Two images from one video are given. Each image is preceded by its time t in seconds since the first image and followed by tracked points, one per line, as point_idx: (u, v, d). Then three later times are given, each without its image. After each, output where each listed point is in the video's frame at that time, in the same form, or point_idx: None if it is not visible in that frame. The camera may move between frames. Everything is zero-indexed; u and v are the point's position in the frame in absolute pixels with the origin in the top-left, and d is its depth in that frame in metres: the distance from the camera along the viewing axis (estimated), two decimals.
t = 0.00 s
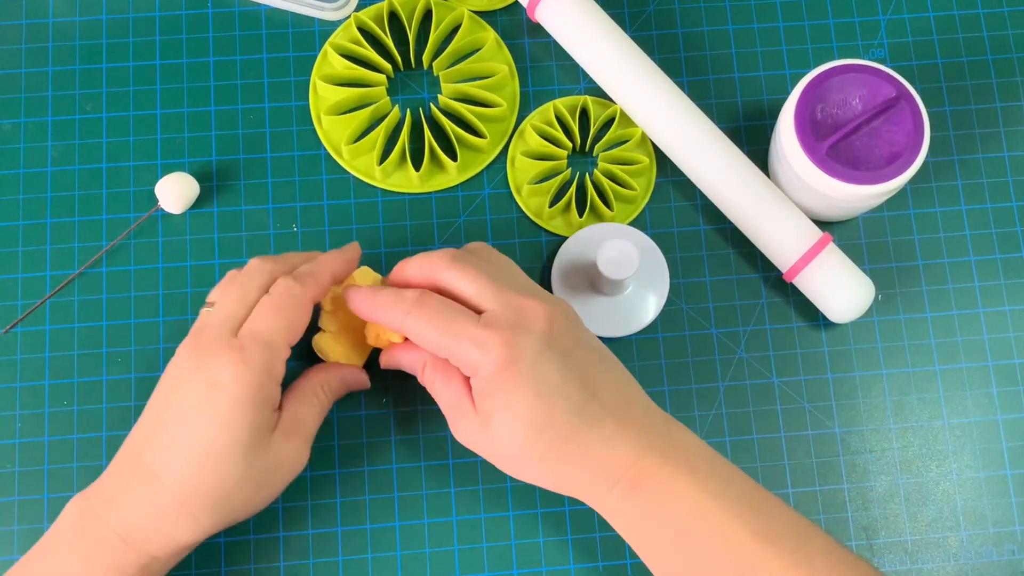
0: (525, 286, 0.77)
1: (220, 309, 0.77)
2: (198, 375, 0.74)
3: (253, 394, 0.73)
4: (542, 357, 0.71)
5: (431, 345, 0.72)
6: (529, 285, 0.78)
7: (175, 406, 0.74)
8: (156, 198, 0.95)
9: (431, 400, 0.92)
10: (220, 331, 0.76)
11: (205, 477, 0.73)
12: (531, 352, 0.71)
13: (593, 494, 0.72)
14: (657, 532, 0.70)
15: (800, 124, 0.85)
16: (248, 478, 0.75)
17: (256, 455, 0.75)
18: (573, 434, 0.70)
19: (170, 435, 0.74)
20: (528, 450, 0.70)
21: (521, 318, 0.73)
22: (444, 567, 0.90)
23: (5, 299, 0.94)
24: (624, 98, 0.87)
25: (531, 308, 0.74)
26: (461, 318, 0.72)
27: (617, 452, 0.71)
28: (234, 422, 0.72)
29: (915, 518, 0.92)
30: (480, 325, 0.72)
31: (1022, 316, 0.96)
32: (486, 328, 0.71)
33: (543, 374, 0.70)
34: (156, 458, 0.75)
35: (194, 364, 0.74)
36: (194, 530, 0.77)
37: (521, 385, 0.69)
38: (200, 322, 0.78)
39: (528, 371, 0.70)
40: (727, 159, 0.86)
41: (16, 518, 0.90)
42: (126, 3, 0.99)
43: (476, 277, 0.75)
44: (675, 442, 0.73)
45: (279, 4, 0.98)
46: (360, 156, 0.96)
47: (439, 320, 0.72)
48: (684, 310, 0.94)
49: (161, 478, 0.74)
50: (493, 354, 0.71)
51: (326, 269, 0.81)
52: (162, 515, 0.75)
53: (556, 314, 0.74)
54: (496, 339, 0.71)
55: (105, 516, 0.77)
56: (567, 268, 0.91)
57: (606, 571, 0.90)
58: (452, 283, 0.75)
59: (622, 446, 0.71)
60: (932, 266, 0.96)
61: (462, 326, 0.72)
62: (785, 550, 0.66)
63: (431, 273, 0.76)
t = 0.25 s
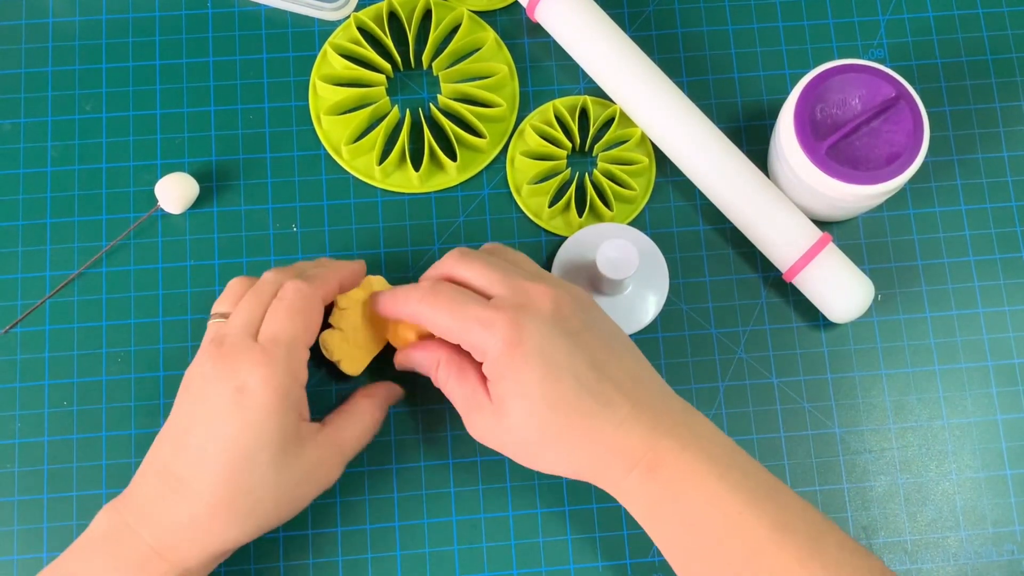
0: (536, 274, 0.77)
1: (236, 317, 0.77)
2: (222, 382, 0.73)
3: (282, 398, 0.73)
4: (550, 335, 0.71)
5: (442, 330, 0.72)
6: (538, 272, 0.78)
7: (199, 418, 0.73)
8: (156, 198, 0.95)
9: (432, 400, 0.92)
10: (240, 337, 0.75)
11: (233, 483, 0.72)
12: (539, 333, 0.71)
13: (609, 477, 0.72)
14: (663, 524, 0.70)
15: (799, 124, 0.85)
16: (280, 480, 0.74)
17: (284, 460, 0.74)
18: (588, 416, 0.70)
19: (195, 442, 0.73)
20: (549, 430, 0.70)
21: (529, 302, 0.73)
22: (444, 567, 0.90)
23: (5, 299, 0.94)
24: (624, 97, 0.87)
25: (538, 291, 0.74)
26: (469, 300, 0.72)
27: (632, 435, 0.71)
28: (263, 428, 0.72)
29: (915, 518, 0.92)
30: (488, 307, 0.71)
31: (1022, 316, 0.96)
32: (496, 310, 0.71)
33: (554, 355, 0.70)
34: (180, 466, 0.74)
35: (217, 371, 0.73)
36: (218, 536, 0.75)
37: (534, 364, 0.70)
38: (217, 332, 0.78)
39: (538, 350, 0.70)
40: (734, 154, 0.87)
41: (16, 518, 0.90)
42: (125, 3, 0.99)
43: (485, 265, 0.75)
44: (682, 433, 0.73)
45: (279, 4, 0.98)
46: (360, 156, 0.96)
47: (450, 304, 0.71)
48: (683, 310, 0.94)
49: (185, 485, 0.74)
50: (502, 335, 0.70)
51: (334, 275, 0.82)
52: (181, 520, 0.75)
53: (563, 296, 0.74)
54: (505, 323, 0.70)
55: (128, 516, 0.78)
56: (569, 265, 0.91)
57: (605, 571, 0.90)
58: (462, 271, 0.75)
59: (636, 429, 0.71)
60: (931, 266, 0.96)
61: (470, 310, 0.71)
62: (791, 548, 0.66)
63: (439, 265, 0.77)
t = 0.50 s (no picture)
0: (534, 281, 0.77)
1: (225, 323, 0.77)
2: (209, 388, 0.73)
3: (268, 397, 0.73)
4: (542, 352, 0.70)
5: (431, 331, 0.72)
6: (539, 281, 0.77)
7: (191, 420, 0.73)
8: (156, 198, 0.95)
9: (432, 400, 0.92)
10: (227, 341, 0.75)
11: (231, 482, 0.72)
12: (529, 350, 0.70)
13: (610, 487, 0.72)
14: (662, 525, 0.70)
15: (799, 123, 0.85)
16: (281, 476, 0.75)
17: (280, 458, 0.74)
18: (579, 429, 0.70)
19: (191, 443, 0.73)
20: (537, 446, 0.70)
21: (524, 312, 0.72)
22: (444, 567, 0.90)
23: (5, 299, 0.94)
24: (623, 96, 0.87)
25: (535, 303, 0.73)
26: (464, 311, 0.71)
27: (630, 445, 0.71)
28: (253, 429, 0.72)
29: (915, 518, 0.92)
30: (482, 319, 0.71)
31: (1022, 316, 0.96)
32: (490, 323, 0.71)
33: (545, 376, 0.70)
34: (176, 469, 0.74)
35: (201, 376, 0.73)
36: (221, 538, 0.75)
37: (522, 381, 0.69)
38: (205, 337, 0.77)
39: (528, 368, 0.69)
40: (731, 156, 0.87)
41: (16, 518, 0.90)
42: (126, 3, 0.99)
43: (482, 269, 0.74)
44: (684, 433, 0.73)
45: (279, 4, 0.98)
46: (360, 156, 0.96)
47: (444, 308, 0.71)
48: (683, 310, 0.94)
49: (183, 487, 0.74)
50: (494, 350, 0.70)
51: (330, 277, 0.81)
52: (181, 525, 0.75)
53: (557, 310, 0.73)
54: (498, 333, 0.70)
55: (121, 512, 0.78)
56: (568, 267, 0.91)
57: (606, 571, 0.90)
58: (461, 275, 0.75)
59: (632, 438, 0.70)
60: (932, 266, 0.96)
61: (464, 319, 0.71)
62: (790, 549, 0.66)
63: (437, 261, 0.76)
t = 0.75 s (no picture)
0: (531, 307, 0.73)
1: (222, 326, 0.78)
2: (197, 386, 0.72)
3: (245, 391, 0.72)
4: (526, 410, 0.67)
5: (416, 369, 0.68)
6: (534, 314, 0.73)
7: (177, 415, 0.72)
8: (156, 199, 0.95)
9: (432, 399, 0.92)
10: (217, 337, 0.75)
11: (216, 481, 0.70)
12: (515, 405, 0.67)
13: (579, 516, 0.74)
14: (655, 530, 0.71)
15: (799, 123, 0.85)
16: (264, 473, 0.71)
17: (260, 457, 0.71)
18: (557, 476, 0.70)
19: (176, 436, 0.72)
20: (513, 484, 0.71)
21: (511, 365, 0.67)
22: (444, 567, 0.90)
23: (5, 299, 0.94)
24: (623, 97, 0.87)
25: (524, 356, 0.68)
26: (450, 359, 0.67)
27: (604, 489, 0.72)
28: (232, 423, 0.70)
29: (915, 518, 0.92)
30: (469, 367, 0.67)
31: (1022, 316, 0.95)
32: (477, 371, 0.67)
33: (530, 428, 0.68)
34: (162, 465, 0.72)
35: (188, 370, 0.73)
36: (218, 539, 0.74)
37: (506, 434, 0.68)
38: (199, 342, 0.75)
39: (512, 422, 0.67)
40: (728, 168, 0.86)
41: (16, 518, 0.90)
42: (126, 3, 0.99)
43: (471, 308, 0.68)
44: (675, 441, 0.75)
45: (279, 4, 0.98)
46: (360, 156, 0.96)
47: (433, 350, 0.67)
48: (683, 310, 0.94)
49: (168, 485, 0.72)
50: (479, 401, 0.67)
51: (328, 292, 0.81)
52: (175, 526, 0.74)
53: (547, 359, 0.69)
54: (485, 382, 0.67)
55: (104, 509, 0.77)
56: (567, 268, 0.91)
57: (605, 571, 0.90)
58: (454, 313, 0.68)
59: (609, 482, 0.71)
60: (932, 266, 0.96)
61: (452, 363, 0.67)
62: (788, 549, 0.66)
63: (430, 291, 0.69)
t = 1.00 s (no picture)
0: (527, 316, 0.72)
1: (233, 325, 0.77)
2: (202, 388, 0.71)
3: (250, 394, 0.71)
4: (517, 432, 0.67)
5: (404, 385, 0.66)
6: (526, 330, 0.70)
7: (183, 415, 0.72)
8: (156, 199, 0.95)
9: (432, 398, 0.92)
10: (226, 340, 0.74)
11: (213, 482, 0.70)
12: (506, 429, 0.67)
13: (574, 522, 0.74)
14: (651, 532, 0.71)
15: (799, 124, 0.85)
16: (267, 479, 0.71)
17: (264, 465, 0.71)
18: (551, 488, 0.70)
19: (179, 437, 0.71)
20: (507, 496, 0.71)
21: (503, 388, 0.66)
22: (444, 567, 0.90)
23: (5, 299, 0.94)
24: (624, 98, 0.87)
25: (515, 376, 0.66)
26: (442, 377, 0.65)
27: (601, 495, 0.72)
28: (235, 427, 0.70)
29: (915, 518, 0.92)
30: (460, 388, 0.65)
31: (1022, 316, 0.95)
32: (468, 391, 0.66)
33: (525, 445, 0.67)
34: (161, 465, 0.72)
35: (194, 371, 0.72)
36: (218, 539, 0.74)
37: (499, 452, 0.67)
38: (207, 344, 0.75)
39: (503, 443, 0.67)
40: (730, 174, 0.86)
41: (16, 518, 0.90)
42: (126, 3, 0.99)
43: (463, 326, 0.66)
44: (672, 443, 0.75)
45: (279, 4, 0.98)
46: (360, 156, 0.96)
47: (422, 369, 0.65)
48: (683, 310, 0.94)
49: (166, 484, 0.72)
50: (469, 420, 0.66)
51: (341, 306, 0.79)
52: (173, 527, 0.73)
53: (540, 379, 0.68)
54: (475, 401, 0.66)
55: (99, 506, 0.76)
56: (567, 271, 0.91)
57: (606, 571, 0.90)
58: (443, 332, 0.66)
59: (602, 491, 0.71)
60: (932, 266, 0.96)
61: (442, 383, 0.65)
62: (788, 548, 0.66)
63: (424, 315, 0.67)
